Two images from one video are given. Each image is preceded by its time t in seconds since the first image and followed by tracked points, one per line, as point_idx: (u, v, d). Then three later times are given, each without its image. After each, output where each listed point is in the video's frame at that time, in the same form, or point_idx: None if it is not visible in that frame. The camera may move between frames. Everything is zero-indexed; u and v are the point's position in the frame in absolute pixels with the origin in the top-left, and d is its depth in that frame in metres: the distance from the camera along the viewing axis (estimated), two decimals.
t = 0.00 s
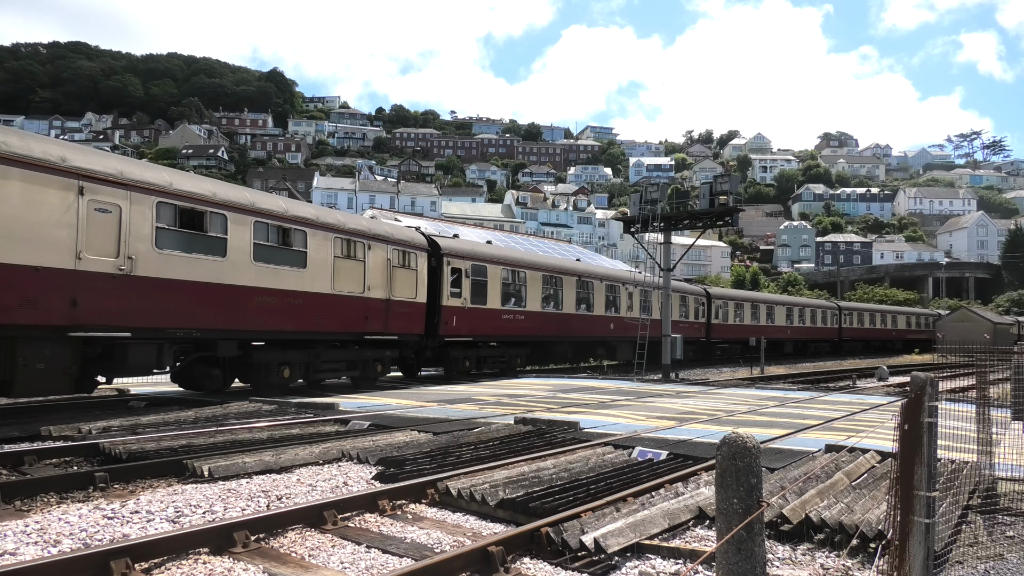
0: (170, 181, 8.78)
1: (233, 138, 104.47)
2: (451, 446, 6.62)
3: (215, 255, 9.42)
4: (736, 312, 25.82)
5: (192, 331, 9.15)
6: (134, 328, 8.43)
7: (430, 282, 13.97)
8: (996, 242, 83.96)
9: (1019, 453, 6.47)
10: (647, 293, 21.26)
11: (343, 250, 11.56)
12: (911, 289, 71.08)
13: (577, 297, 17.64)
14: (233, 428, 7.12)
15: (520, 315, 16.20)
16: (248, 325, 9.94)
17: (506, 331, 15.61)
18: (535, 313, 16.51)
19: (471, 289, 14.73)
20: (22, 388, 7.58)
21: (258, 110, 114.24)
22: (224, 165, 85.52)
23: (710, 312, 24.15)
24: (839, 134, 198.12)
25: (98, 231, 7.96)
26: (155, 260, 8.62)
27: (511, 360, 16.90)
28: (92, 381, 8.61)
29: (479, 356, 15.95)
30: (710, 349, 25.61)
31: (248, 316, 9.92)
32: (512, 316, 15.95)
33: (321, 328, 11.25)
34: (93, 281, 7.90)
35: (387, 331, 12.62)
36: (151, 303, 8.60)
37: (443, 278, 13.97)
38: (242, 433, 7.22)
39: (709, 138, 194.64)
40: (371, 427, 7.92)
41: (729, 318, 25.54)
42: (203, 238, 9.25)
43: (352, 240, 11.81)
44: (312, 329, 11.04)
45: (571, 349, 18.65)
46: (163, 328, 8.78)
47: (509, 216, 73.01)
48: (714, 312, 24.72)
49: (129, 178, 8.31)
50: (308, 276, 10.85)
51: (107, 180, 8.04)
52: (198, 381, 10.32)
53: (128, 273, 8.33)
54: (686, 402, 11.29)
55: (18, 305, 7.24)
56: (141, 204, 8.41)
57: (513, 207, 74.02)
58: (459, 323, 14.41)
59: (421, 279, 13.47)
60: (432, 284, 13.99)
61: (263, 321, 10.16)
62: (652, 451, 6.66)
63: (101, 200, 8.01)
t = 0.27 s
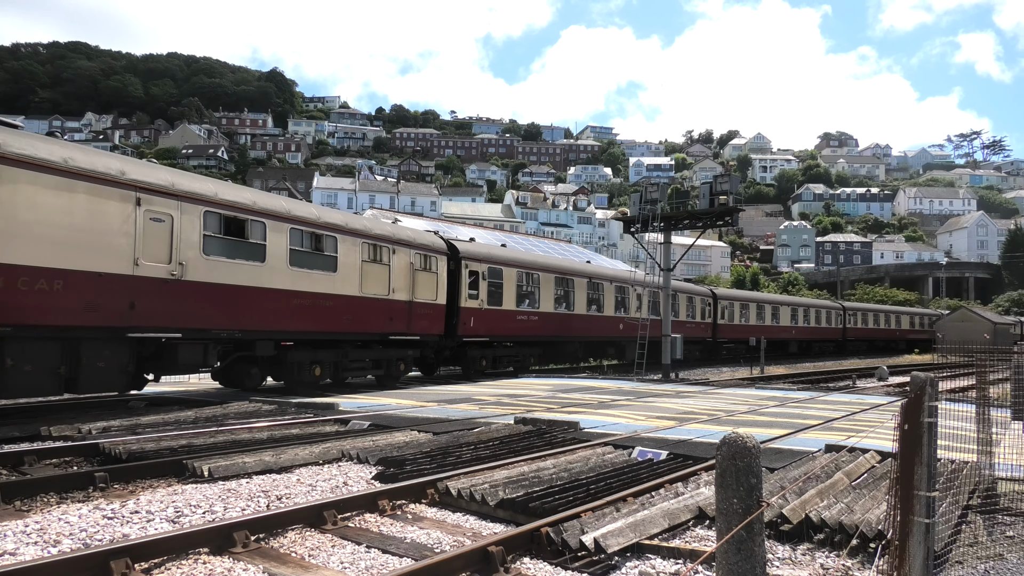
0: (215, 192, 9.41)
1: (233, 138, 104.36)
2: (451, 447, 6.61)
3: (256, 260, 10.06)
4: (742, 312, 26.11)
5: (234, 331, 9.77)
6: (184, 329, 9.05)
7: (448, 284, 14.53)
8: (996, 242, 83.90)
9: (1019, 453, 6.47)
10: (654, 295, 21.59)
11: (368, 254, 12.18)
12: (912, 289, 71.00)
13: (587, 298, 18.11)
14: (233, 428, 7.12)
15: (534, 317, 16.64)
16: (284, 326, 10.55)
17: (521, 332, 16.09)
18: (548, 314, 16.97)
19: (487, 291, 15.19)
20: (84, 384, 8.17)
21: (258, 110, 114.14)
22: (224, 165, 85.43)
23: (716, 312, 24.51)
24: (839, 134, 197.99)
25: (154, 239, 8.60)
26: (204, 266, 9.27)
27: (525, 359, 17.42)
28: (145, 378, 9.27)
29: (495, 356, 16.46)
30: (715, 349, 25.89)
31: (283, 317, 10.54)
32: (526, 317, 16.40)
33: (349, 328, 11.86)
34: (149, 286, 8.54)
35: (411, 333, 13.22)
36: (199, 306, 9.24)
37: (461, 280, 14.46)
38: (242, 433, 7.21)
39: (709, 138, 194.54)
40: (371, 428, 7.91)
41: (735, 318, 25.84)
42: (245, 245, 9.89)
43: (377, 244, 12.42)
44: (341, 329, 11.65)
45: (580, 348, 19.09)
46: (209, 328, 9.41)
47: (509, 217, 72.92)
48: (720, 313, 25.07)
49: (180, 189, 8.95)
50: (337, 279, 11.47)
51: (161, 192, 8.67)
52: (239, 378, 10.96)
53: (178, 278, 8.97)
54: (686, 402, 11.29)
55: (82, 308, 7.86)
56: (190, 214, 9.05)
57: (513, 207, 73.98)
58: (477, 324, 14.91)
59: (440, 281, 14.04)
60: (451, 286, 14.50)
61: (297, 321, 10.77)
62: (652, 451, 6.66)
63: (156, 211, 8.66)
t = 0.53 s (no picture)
0: (255, 201, 9.88)
1: (233, 138, 104.41)
2: (451, 446, 6.62)
3: (292, 265, 10.53)
4: (748, 312, 26.23)
5: (273, 332, 10.23)
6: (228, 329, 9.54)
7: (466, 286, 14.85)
8: (996, 243, 83.87)
9: (1019, 453, 6.46)
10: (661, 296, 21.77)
11: (393, 258, 12.58)
12: (912, 289, 70.98)
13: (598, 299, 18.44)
14: (233, 428, 7.12)
15: (546, 317, 16.93)
16: (317, 327, 11.01)
17: (534, 332, 16.41)
18: (560, 314, 17.29)
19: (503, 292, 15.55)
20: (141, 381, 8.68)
21: (258, 110, 114.21)
22: (224, 165, 85.47)
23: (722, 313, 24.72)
24: (840, 134, 197.92)
25: (201, 245, 9.12)
26: (245, 271, 9.76)
27: (537, 358, 17.77)
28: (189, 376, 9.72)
29: (510, 355, 16.83)
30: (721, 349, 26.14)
31: (316, 318, 10.98)
32: (539, 317, 16.69)
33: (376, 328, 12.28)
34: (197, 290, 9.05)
35: (433, 332, 13.60)
36: (241, 307, 9.70)
37: (478, 281, 14.79)
38: (242, 432, 7.22)
39: (709, 138, 194.49)
40: (371, 427, 7.91)
41: (741, 318, 25.97)
42: (282, 250, 10.36)
43: (401, 248, 12.83)
44: (368, 329, 12.06)
45: (590, 347, 19.42)
46: (250, 329, 9.88)
47: (509, 217, 72.90)
48: (726, 313, 25.21)
49: (224, 199, 9.45)
50: (365, 282, 11.90)
51: (208, 201, 9.19)
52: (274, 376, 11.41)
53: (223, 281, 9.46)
54: (686, 402, 11.30)
55: (139, 311, 8.39)
56: (234, 222, 9.56)
57: (513, 207, 73.99)
58: (493, 325, 15.24)
59: (458, 283, 14.40)
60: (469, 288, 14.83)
61: (328, 322, 11.19)
62: (652, 451, 6.67)
63: (203, 219, 9.16)
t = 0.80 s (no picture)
0: (286, 208, 10.44)
1: (233, 138, 104.41)
2: (452, 446, 6.62)
3: (320, 268, 11.07)
4: (752, 313, 26.41)
5: (302, 332, 10.79)
6: (262, 329, 10.07)
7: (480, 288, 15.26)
8: (996, 242, 83.91)
9: (1019, 453, 6.47)
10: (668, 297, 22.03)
11: (413, 262, 13.05)
12: (911, 289, 71.01)
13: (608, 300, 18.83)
14: (233, 428, 7.12)
15: (557, 317, 17.27)
16: (342, 327, 11.52)
17: (546, 332, 16.80)
18: (570, 314, 17.67)
19: (515, 294, 15.92)
20: (185, 378, 9.26)
21: (258, 110, 114.26)
22: (224, 165, 85.48)
23: (727, 314, 24.90)
24: (840, 134, 197.99)
25: (238, 251, 9.67)
26: (277, 274, 10.32)
27: (549, 357, 18.19)
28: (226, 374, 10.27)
29: (523, 354, 17.27)
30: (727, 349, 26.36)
31: (342, 319, 11.50)
32: (549, 318, 17.03)
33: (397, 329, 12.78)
34: (234, 292, 9.61)
35: (451, 333, 14.06)
36: (274, 309, 10.25)
37: (492, 284, 15.20)
38: (242, 432, 7.22)
39: (709, 138, 194.43)
40: (371, 427, 7.91)
41: (745, 319, 26.19)
42: (310, 255, 10.90)
43: (421, 252, 13.32)
44: (389, 330, 12.55)
45: (598, 347, 19.84)
46: (281, 330, 10.42)
47: (509, 217, 72.89)
48: (730, 313, 25.44)
49: (258, 206, 10.01)
50: (388, 284, 12.40)
51: (244, 208, 9.75)
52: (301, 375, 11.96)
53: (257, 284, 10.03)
54: (686, 402, 11.30)
55: (183, 313, 8.98)
56: (266, 228, 10.11)
57: (513, 207, 74.01)
58: (507, 325, 15.60)
59: (474, 285, 14.81)
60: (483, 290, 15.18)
61: (350, 323, 11.66)
62: (652, 451, 6.66)
63: (239, 226, 9.72)
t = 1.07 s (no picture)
0: (318, 215, 10.89)
1: (233, 138, 104.44)
2: (451, 447, 6.62)
3: (349, 272, 11.53)
4: (758, 313, 26.54)
5: (333, 333, 11.25)
6: (296, 329, 10.53)
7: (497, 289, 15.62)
8: (996, 242, 83.90)
9: (1018, 453, 6.47)
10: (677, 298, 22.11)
11: (434, 265, 13.47)
12: (912, 289, 71.00)
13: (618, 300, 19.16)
14: (233, 428, 7.12)
15: (569, 318, 17.57)
16: (371, 329, 11.99)
17: (560, 332, 17.10)
18: (582, 315, 17.99)
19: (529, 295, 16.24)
20: (229, 376, 9.73)
21: (258, 110, 114.31)
22: (224, 165, 85.50)
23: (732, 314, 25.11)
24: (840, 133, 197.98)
25: (275, 256, 10.17)
26: (311, 277, 10.79)
27: (561, 357, 18.50)
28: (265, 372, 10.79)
29: (536, 354, 17.63)
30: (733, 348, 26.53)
31: (368, 320, 11.93)
32: (562, 319, 17.33)
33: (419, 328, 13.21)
34: (272, 295, 10.09)
35: (470, 332, 14.43)
36: (307, 311, 10.71)
37: (507, 285, 15.55)
38: (242, 432, 7.22)
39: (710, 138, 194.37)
40: (371, 427, 7.91)
41: (751, 319, 26.33)
42: (340, 259, 11.37)
43: (443, 256, 13.76)
44: (411, 330, 12.95)
45: (610, 347, 20.10)
46: (314, 330, 10.89)
47: (509, 216, 72.88)
48: (736, 314, 25.57)
49: (294, 213, 10.51)
50: (412, 286, 12.83)
51: (281, 217, 10.25)
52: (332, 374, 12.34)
53: (292, 288, 10.50)
54: (686, 402, 11.30)
55: (226, 314, 9.47)
56: (301, 235, 10.58)
57: (513, 207, 74.02)
58: (521, 325, 15.96)
59: (491, 287, 15.16)
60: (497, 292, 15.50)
61: (378, 324, 12.13)
62: (652, 451, 6.67)
63: (276, 233, 10.21)
